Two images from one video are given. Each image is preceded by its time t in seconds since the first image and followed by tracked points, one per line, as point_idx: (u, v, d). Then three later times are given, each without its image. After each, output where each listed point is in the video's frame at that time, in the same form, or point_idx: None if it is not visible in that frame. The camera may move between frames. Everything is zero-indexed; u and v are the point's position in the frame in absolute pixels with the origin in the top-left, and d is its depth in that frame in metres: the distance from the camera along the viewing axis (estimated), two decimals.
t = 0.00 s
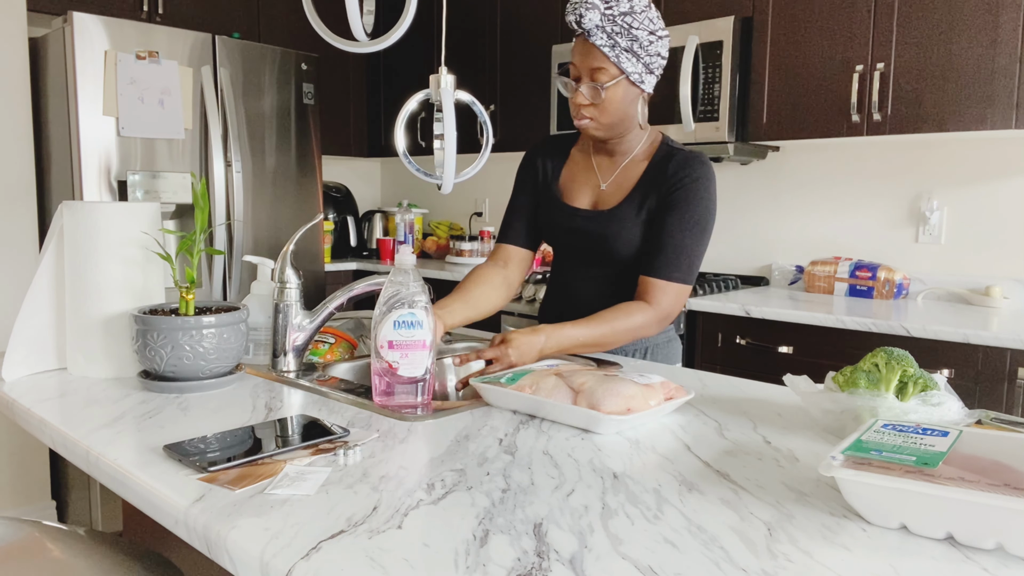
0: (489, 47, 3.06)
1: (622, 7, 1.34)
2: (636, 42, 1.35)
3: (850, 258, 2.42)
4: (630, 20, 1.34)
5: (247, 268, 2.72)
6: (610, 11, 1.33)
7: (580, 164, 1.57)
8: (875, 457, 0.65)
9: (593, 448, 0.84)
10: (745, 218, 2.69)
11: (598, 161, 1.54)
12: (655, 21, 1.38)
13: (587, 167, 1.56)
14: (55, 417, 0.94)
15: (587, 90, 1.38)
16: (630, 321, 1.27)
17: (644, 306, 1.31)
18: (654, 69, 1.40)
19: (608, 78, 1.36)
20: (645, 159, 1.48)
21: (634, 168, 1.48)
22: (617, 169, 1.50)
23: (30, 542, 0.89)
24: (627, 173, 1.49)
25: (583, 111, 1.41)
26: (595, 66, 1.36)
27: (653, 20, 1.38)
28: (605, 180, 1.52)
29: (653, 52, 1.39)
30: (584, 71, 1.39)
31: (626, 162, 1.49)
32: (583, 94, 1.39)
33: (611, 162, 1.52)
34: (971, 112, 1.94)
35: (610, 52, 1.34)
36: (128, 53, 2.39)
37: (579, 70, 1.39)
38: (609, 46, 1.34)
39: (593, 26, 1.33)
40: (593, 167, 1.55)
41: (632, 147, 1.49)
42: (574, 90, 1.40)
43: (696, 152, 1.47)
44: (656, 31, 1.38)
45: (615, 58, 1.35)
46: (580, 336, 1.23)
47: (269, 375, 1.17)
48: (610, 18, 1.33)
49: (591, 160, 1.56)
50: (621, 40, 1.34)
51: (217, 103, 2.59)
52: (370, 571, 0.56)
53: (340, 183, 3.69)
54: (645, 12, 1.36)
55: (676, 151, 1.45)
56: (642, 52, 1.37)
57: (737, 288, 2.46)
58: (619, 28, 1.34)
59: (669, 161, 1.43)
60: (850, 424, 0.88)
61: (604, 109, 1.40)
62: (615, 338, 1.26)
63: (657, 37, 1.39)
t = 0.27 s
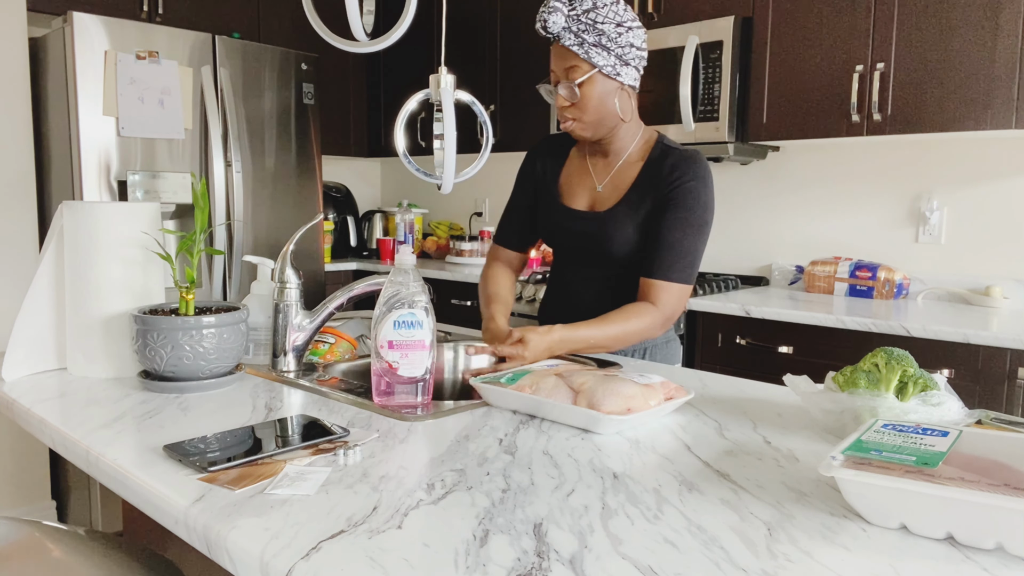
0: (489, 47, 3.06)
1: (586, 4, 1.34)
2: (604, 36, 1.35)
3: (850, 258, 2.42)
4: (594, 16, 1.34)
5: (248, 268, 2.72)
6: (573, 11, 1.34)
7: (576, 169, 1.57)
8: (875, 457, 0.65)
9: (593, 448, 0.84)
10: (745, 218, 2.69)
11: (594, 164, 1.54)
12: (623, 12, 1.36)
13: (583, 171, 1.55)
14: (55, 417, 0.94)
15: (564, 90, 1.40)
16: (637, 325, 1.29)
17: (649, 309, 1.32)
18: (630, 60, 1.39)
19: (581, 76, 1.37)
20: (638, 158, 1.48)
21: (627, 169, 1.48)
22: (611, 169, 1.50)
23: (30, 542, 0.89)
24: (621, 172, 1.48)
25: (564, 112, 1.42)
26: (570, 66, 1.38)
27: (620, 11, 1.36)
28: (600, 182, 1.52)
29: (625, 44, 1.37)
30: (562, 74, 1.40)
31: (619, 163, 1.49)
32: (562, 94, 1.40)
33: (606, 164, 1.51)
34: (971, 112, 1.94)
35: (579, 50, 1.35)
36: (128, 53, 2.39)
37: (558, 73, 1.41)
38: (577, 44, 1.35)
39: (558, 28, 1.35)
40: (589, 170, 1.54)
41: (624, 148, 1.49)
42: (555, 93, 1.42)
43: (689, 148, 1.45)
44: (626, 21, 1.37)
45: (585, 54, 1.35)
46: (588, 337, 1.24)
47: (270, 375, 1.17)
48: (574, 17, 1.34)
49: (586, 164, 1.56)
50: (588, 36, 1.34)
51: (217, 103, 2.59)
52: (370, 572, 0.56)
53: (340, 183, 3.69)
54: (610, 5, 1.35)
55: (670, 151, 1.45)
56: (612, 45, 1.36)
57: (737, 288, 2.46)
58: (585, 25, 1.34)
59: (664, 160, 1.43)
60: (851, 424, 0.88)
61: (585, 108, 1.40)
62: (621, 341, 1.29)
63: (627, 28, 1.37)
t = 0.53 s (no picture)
0: (489, 47, 3.07)
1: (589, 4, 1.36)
2: (606, 35, 1.36)
3: (850, 258, 2.42)
4: (596, 15, 1.36)
5: (247, 268, 2.72)
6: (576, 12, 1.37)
7: (586, 167, 1.58)
8: (875, 457, 0.65)
9: (593, 449, 0.84)
10: (745, 218, 2.69)
11: (603, 163, 1.54)
12: (627, 11, 1.37)
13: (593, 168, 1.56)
14: (55, 417, 0.94)
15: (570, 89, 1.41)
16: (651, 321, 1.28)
17: (660, 306, 1.31)
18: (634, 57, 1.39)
19: (585, 75, 1.38)
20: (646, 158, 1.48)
21: (636, 167, 1.48)
22: (621, 168, 1.50)
23: (30, 542, 0.89)
24: (630, 171, 1.48)
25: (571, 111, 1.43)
26: (575, 65, 1.39)
27: (625, 10, 1.37)
28: (610, 180, 1.52)
29: (629, 41, 1.38)
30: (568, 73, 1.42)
31: (629, 162, 1.49)
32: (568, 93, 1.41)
33: (615, 162, 1.52)
34: (971, 112, 1.94)
35: (582, 49, 1.37)
36: (128, 53, 2.39)
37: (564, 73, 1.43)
38: (580, 44, 1.37)
39: (562, 29, 1.38)
40: (598, 168, 1.55)
41: (634, 147, 1.49)
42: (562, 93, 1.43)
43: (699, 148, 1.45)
44: (630, 19, 1.37)
45: (588, 53, 1.37)
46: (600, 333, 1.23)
47: (269, 375, 1.17)
48: (577, 18, 1.37)
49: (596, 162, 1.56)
50: (591, 35, 1.36)
51: (216, 103, 2.59)
52: (370, 572, 0.56)
53: (340, 183, 3.69)
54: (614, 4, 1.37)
55: (679, 149, 1.45)
56: (615, 42, 1.37)
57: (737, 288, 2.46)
58: (587, 24, 1.36)
59: (672, 159, 1.43)
60: (851, 424, 0.88)
61: (591, 107, 1.41)
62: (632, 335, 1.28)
63: (632, 25, 1.38)
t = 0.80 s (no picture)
0: (489, 47, 3.07)
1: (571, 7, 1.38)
2: (585, 36, 1.38)
3: (850, 258, 2.42)
4: (576, 17, 1.38)
5: (247, 268, 2.72)
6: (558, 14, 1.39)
7: (574, 161, 1.60)
8: (875, 457, 0.65)
9: (593, 448, 0.84)
10: (746, 218, 2.69)
11: (590, 156, 1.56)
12: (609, 12, 1.38)
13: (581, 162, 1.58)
14: (55, 416, 0.94)
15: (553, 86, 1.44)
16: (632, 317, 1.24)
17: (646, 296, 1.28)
18: (612, 57, 1.41)
19: (566, 74, 1.41)
20: (629, 152, 1.49)
21: (620, 161, 1.49)
22: (605, 162, 1.52)
23: (31, 542, 0.89)
24: (614, 165, 1.50)
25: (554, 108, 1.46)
26: (557, 65, 1.43)
27: (606, 11, 1.38)
28: (595, 174, 1.54)
29: (608, 41, 1.39)
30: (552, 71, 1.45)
31: (613, 157, 1.51)
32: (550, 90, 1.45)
33: (600, 156, 1.53)
34: (971, 112, 1.94)
35: (563, 50, 1.40)
36: (128, 53, 2.39)
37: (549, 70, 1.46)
38: (561, 44, 1.40)
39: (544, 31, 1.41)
40: (586, 161, 1.57)
41: (618, 142, 1.51)
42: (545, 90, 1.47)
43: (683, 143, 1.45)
44: (610, 20, 1.38)
45: (568, 53, 1.39)
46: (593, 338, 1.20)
47: (269, 375, 1.17)
48: (558, 21, 1.39)
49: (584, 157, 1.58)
50: (570, 36, 1.39)
51: (217, 104, 2.59)
52: (370, 571, 0.56)
53: (340, 183, 3.69)
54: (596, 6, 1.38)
55: (662, 144, 1.46)
56: (594, 43, 1.38)
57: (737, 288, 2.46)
58: (568, 26, 1.38)
59: (654, 151, 1.44)
60: (850, 424, 0.88)
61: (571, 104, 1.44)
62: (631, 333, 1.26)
63: (612, 26, 1.39)
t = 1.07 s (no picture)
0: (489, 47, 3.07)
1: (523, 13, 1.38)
2: (537, 42, 1.38)
3: (850, 258, 2.42)
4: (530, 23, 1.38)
5: (248, 268, 2.72)
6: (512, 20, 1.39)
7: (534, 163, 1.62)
8: (875, 457, 0.65)
9: (593, 448, 0.84)
10: (746, 218, 2.69)
11: (549, 157, 1.59)
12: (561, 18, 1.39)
13: (541, 163, 1.61)
14: (55, 416, 0.94)
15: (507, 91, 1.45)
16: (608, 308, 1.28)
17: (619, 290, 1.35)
18: (566, 62, 1.42)
19: (519, 78, 1.42)
20: (587, 149, 1.52)
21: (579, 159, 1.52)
22: (564, 161, 1.55)
23: (30, 542, 0.89)
24: (574, 163, 1.53)
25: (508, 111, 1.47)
26: (510, 70, 1.43)
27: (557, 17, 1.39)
28: (556, 173, 1.56)
29: (561, 47, 1.40)
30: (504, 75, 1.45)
31: (571, 156, 1.53)
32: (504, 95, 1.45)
33: (559, 156, 1.56)
34: (971, 112, 1.94)
35: (516, 55, 1.40)
36: (128, 53, 2.39)
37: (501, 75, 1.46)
38: (514, 49, 1.40)
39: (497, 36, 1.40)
40: (545, 162, 1.59)
41: (575, 140, 1.53)
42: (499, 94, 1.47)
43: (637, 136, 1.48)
44: (563, 26, 1.39)
45: (522, 58, 1.40)
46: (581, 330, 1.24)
47: (270, 374, 1.17)
48: (511, 27, 1.39)
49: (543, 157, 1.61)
50: (524, 42, 1.39)
51: (216, 104, 2.59)
52: (370, 572, 0.56)
53: (340, 183, 3.69)
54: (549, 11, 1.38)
55: (616, 138, 1.48)
56: (547, 48, 1.39)
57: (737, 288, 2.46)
58: (522, 32, 1.38)
59: (610, 145, 1.47)
60: (851, 424, 0.88)
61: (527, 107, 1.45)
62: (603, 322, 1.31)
63: (564, 32, 1.39)
